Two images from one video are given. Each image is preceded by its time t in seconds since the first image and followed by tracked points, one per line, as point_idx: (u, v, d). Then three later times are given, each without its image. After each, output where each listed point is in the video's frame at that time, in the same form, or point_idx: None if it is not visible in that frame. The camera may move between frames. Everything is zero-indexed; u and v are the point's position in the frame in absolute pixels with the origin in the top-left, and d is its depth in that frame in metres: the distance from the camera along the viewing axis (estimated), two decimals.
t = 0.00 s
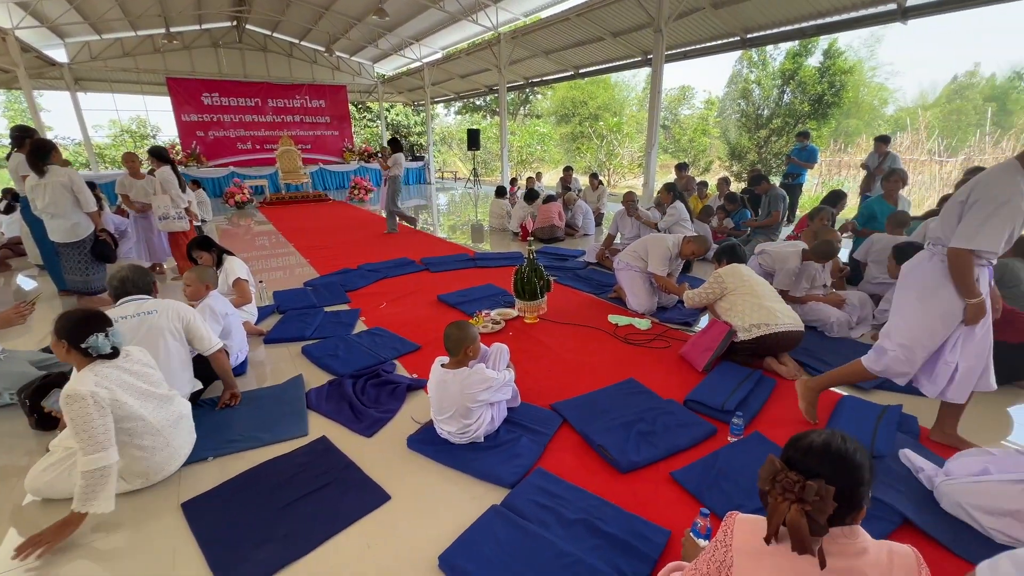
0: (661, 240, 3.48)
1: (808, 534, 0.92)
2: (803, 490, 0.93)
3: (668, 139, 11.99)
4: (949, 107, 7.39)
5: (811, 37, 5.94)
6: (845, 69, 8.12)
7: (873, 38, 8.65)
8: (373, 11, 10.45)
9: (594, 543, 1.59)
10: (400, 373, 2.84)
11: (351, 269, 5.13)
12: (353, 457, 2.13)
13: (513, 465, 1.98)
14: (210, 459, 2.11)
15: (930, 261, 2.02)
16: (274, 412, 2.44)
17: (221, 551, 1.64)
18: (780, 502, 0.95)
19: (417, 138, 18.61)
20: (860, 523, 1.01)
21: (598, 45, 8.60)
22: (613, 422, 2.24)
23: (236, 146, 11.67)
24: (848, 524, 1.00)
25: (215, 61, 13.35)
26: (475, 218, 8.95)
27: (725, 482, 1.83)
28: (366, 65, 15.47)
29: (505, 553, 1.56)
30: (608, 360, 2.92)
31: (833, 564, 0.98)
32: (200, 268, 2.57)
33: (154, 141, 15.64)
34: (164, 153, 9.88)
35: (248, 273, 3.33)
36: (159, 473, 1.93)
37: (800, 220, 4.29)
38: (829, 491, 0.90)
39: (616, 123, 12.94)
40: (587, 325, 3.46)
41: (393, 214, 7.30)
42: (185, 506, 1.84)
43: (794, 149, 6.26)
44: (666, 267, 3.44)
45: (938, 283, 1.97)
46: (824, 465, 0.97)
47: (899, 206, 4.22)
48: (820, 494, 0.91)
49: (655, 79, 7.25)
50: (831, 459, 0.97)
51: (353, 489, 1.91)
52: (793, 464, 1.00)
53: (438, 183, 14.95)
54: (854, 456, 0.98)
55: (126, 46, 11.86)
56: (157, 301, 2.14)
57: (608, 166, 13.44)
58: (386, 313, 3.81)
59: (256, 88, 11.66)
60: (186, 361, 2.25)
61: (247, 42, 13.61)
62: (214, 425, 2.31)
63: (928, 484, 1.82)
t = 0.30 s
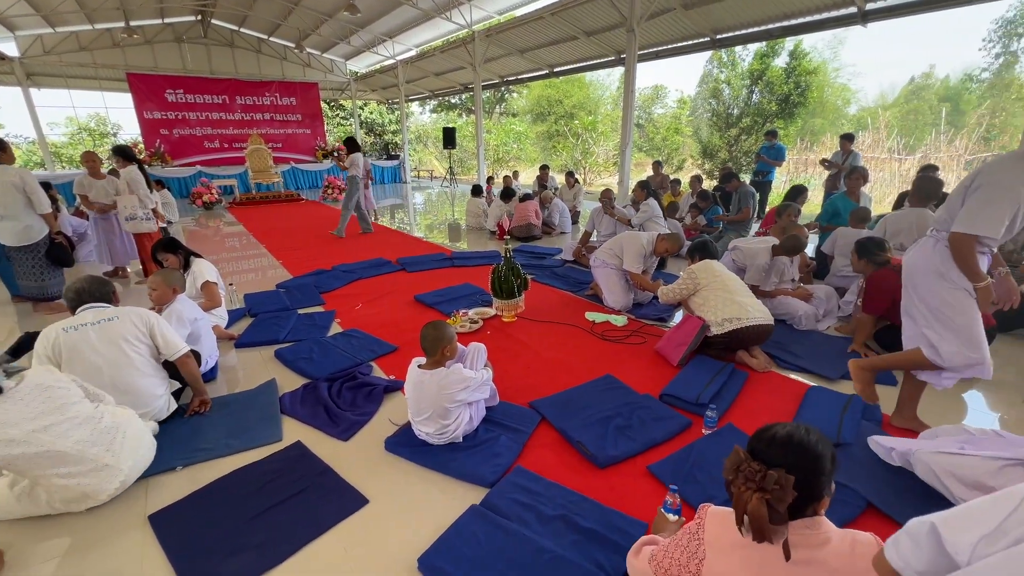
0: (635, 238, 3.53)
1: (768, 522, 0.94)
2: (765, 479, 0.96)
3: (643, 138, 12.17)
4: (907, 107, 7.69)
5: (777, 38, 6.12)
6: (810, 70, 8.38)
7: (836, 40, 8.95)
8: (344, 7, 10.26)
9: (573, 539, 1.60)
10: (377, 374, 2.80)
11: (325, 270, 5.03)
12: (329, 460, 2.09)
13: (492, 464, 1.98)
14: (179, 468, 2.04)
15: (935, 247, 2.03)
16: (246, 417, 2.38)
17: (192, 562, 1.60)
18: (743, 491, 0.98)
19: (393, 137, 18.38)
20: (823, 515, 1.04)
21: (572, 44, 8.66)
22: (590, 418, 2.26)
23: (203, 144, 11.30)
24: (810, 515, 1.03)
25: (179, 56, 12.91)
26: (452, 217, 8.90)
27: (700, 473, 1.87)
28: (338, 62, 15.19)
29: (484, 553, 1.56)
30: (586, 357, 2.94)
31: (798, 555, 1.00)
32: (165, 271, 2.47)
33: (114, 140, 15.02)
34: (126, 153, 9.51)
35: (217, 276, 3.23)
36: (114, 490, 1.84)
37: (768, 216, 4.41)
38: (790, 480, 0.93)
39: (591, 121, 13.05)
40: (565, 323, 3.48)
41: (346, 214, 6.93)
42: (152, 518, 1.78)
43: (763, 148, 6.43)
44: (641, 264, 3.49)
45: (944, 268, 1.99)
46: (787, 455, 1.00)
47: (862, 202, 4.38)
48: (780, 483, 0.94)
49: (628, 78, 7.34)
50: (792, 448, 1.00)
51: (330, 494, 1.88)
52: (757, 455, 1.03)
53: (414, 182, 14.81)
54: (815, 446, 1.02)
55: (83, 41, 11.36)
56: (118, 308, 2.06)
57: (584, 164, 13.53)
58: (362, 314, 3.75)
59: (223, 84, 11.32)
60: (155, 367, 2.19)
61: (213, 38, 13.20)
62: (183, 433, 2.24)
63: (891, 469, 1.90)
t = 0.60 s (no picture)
0: (614, 238, 3.56)
1: (725, 505, 0.99)
2: (722, 467, 1.00)
3: (621, 137, 12.30)
4: (874, 107, 7.93)
5: (750, 39, 6.24)
6: (782, 71, 8.59)
7: (807, 41, 9.17)
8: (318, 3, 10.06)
9: (555, 541, 1.61)
10: (356, 379, 2.76)
11: (302, 272, 4.93)
12: (308, 468, 2.05)
13: (473, 467, 1.97)
14: (149, 481, 1.98)
15: (935, 254, 2.08)
16: (221, 426, 2.32)
17: None
18: (704, 481, 1.02)
19: (370, 135, 18.14)
20: (777, 499, 1.07)
21: (550, 43, 8.67)
22: (572, 419, 2.27)
23: (172, 143, 10.95)
24: (766, 500, 1.06)
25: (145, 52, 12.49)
26: (432, 216, 8.82)
27: (680, 471, 1.89)
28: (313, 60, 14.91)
29: (467, 558, 1.55)
30: (568, 358, 2.95)
31: (761, 539, 1.04)
32: (134, 276, 2.37)
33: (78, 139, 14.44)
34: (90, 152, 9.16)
35: (188, 280, 3.12)
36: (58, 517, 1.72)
37: (741, 213, 4.49)
38: (743, 467, 0.98)
39: (570, 120, 13.10)
40: (547, 323, 3.49)
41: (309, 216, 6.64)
42: (123, 534, 1.72)
43: (738, 147, 6.56)
44: (620, 263, 3.52)
45: (946, 276, 2.04)
46: (739, 444, 1.04)
47: (831, 200, 4.51)
48: (735, 470, 0.98)
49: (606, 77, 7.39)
50: (742, 435, 1.04)
51: (309, 503, 1.84)
52: (714, 446, 1.07)
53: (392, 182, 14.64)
54: (764, 434, 1.05)
55: (42, 35, 10.89)
56: (79, 321, 1.96)
57: (563, 163, 13.56)
58: (340, 317, 3.69)
59: (193, 82, 11.00)
60: (119, 381, 2.11)
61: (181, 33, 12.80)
62: (154, 445, 2.17)
63: (862, 461, 1.96)
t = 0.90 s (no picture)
0: (596, 236, 3.59)
1: (713, 474, 0.99)
2: (709, 436, 1.02)
3: (602, 135, 12.40)
4: (845, 105, 8.12)
5: (727, 39, 6.33)
6: (757, 70, 8.75)
7: (781, 41, 9.36)
8: None
9: (544, 540, 1.61)
10: (339, 382, 2.72)
11: (281, 274, 4.84)
12: (291, 475, 2.01)
13: (460, 468, 1.96)
14: (125, 493, 1.91)
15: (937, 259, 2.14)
16: (199, 434, 2.26)
17: None
18: (691, 451, 1.03)
19: (350, 134, 17.91)
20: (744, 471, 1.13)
21: (530, 41, 8.67)
22: (558, 417, 2.27)
23: (143, 143, 10.63)
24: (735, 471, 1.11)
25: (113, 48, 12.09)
26: (414, 216, 8.75)
27: (665, 467, 1.91)
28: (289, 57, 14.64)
29: (455, 560, 1.54)
30: (553, 356, 2.96)
31: (728, 500, 1.04)
32: (104, 282, 2.30)
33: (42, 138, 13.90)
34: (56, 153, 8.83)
35: (162, 284, 3.03)
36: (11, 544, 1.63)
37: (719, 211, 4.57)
38: (728, 433, 1.03)
39: (551, 119, 13.14)
40: (531, 322, 3.49)
41: (280, 216, 6.40)
42: (97, 548, 1.66)
43: (717, 145, 6.66)
44: (602, 262, 3.55)
45: (949, 279, 2.07)
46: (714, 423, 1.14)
47: (807, 197, 4.62)
48: (723, 435, 1.02)
49: (586, 76, 7.43)
50: (721, 418, 1.15)
51: (293, 510, 1.80)
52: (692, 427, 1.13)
53: (373, 181, 14.47)
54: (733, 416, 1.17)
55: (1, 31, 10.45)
56: (42, 331, 1.89)
57: (544, 162, 13.57)
58: (321, 319, 3.63)
59: (164, 79, 10.70)
60: (90, 392, 2.04)
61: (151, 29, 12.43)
62: (129, 455, 2.10)
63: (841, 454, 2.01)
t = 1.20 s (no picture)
0: (579, 235, 3.61)
1: (711, 434, 1.11)
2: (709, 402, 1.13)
3: (583, 133, 12.47)
4: (818, 104, 8.33)
5: (704, 38, 6.43)
6: (734, 69, 8.90)
7: (756, 40, 9.54)
8: None
9: (531, 537, 1.61)
10: (321, 384, 2.68)
11: (260, 276, 4.74)
12: (273, 480, 1.98)
13: (446, 468, 1.96)
14: (99, 503, 1.86)
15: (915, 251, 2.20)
16: (177, 440, 2.20)
17: None
18: (691, 413, 1.14)
19: (328, 133, 17.65)
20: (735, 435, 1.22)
21: (510, 39, 8.66)
22: (544, 415, 2.28)
23: (112, 142, 10.28)
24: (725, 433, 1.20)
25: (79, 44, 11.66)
26: (395, 215, 8.67)
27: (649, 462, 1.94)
28: (265, 54, 14.34)
29: (442, 560, 1.53)
30: (538, 354, 2.97)
31: (714, 449, 1.15)
32: (69, 289, 2.21)
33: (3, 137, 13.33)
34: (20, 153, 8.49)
35: (135, 288, 2.94)
36: None
37: (699, 208, 4.64)
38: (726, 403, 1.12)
39: (532, 117, 13.15)
40: (515, 320, 3.50)
41: (239, 219, 6.06)
42: (71, 560, 1.61)
43: (696, 142, 6.74)
44: (585, 260, 3.58)
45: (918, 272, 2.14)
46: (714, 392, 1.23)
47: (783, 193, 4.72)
48: (721, 405, 1.12)
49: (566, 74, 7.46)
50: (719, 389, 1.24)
51: (276, 516, 1.78)
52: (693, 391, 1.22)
53: (353, 180, 14.27)
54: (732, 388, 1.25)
55: None
56: (46, 328, 1.90)
57: (526, 160, 13.54)
58: (303, 321, 3.58)
59: (134, 77, 10.37)
60: (86, 391, 2.03)
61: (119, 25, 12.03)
62: (103, 464, 2.04)
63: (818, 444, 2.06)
